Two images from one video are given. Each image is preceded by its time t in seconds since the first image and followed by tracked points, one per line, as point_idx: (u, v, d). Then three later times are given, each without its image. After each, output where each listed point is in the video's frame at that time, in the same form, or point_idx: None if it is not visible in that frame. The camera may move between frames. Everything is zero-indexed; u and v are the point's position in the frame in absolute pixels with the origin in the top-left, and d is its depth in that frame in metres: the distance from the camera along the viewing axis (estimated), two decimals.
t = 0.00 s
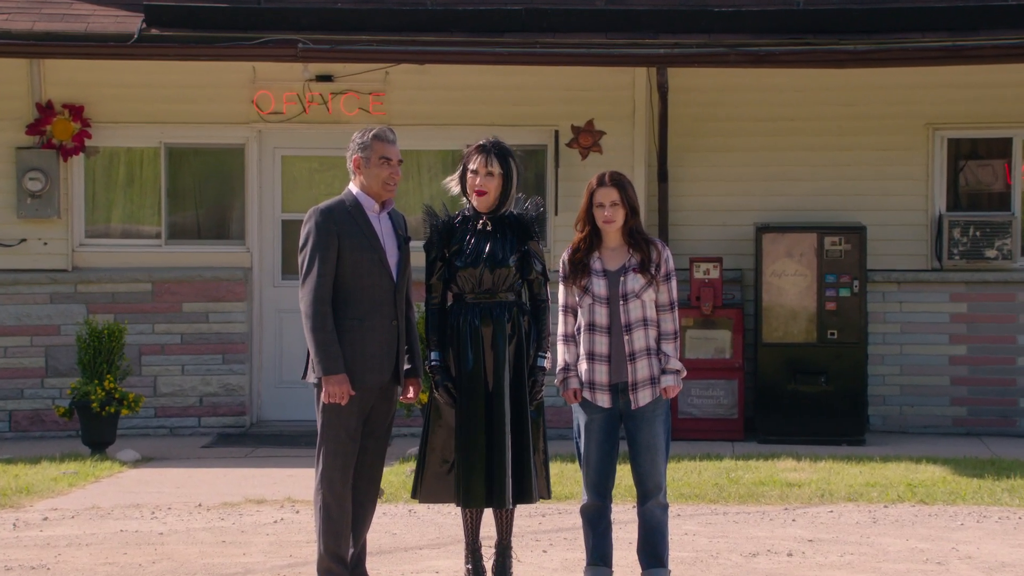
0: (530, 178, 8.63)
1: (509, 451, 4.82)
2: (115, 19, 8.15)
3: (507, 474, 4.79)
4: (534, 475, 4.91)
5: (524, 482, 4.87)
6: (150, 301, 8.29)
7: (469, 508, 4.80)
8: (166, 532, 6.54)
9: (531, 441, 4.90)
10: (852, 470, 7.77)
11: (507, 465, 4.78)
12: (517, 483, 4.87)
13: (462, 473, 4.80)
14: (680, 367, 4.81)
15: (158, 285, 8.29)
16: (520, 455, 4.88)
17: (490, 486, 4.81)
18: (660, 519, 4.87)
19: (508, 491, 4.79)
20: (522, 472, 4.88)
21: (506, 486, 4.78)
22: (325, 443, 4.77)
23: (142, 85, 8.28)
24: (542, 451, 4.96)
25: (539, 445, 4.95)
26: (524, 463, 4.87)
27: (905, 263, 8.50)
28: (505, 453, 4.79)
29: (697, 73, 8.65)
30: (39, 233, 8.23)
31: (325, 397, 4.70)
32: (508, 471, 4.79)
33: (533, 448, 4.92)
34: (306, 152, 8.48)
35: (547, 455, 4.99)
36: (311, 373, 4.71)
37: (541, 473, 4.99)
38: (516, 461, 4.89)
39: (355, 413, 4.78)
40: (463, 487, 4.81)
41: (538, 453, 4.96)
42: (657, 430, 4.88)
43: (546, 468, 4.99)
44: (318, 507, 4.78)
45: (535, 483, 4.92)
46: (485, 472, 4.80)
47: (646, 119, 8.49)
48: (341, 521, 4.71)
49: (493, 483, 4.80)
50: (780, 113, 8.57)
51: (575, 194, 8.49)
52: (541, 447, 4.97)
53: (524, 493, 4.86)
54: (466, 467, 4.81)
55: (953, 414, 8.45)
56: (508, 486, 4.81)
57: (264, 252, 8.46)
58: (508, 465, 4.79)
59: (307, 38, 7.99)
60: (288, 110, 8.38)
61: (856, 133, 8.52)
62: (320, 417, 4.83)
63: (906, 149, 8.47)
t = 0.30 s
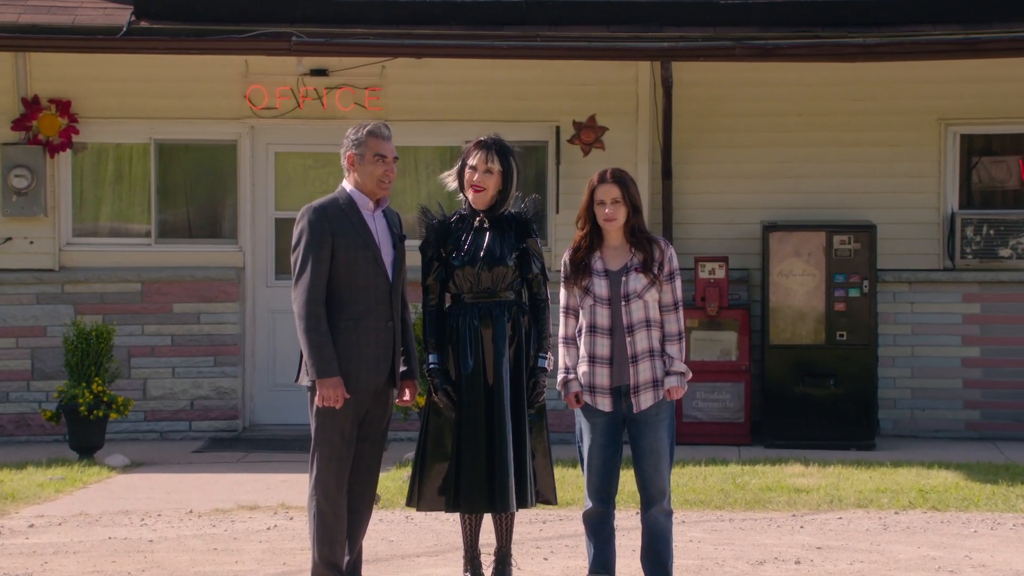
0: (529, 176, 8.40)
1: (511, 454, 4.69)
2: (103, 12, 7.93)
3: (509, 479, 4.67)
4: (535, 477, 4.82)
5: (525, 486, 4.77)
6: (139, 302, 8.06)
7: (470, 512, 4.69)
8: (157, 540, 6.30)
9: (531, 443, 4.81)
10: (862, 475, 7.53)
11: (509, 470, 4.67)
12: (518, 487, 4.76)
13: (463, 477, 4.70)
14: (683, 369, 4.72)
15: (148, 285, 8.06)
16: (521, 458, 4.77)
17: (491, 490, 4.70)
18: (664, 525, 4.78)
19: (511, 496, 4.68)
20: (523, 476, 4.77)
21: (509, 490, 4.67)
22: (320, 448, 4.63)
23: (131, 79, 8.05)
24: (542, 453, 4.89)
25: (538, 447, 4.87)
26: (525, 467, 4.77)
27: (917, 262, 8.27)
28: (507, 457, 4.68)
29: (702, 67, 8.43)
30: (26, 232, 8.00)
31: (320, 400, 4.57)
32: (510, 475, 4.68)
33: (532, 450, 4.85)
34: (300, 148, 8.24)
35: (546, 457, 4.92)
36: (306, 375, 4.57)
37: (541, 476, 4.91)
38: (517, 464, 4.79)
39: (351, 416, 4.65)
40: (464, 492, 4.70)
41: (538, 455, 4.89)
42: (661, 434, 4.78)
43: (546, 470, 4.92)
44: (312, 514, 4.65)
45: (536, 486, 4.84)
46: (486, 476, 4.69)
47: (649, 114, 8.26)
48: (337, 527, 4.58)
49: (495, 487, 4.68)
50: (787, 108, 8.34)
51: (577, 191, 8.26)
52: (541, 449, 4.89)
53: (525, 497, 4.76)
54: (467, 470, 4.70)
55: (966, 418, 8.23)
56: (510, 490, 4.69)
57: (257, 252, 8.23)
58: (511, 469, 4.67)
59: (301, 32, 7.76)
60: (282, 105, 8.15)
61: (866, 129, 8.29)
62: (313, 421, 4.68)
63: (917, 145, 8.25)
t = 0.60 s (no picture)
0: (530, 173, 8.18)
1: (511, 459, 4.51)
2: (91, 4, 7.72)
3: (511, 485, 4.49)
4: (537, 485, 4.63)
5: (527, 493, 4.58)
6: (129, 302, 7.85)
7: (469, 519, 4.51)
8: (147, 547, 6.08)
9: (533, 449, 4.62)
10: (872, 482, 7.30)
11: (512, 474, 4.49)
12: (522, 494, 4.58)
13: (462, 483, 4.51)
14: (689, 372, 4.54)
15: (137, 286, 7.84)
16: (523, 463, 4.58)
17: (491, 496, 4.53)
18: (670, 532, 4.60)
19: (513, 503, 4.49)
20: (525, 482, 4.58)
21: (510, 497, 4.48)
22: (316, 452, 4.49)
23: (119, 74, 7.84)
24: (543, 461, 4.70)
25: (539, 454, 4.67)
26: (527, 473, 4.59)
27: (929, 262, 8.05)
28: (508, 462, 4.50)
29: (709, 61, 8.21)
30: (12, 231, 7.80)
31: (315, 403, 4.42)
32: (510, 481, 4.50)
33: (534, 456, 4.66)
34: (294, 145, 8.03)
35: (548, 465, 4.73)
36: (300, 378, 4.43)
37: (544, 483, 4.74)
38: (519, 471, 4.59)
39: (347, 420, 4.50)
40: (463, 498, 4.52)
41: (540, 461, 4.70)
42: (667, 438, 4.59)
43: (547, 477, 4.74)
44: (307, 521, 4.50)
45: (538, 495, 4.64)
46: (485, 482, 4.52)
47: (653, 110, 8.03)
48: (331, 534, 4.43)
49: (496, 494, 4.50)
50: (795, 103, 8.13)
51: (579, 189, 8.04)
52: (542, 457, 4.70)
53: (528, 504, 4.58)
54: (466, 476, 4.51)
55: (980, 422, 8.01)
56: (512, 497, 4.51)
57: (250, 251, 8.01)
58: (513, 474, 4.49)
59: (295, 25, 7.54)
60: (276, 101, 7.93)
61: (876, 125, 8.07)
62: (308, 425, 4.53)
63: (929, 142, 8.02)
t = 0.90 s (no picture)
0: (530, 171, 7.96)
1: (507, 465, 4.31)
2: None
3: (505, 493, 4.28)
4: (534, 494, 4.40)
5: (523, 503, 4.36)
6: (118, 304, 7.63)
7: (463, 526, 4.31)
8: (136, 556, 5.83)
9: (530, 457, 4.41)
10: (883, 488, 7.06)
11: (506, 481, 4.29)
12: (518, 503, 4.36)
13: (456, 490, 4.31)
14: (694, 375, 4.33)
15: (127, 286, 7.63)
16: (520, 472, 4.38)
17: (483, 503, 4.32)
18: (673, 542, 4.38)
19: (507, 510, 4.28)
20: (522, 491, 4.37)
21: (504, 505, 4.27)
22: (310, 458, 4.31)
23: (108, 69, 7.62)
24: (540, 470, 4.48)
25: (538, 463, 4.46)
26: (525, 481, 4.37)
27: (941, 263, 7.85)
28: (503, 468, 4.29)
29: (715, 56, 7.99)
30: None
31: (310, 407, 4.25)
32: (505, 487, 4.29)
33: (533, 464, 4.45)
34: (288, 142, 7.81)
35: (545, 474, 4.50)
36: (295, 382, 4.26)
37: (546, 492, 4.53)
38: (515, 479, 4.38)
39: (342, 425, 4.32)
40: (454, 506, 4.32)
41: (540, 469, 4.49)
42: (669, 444, 4.41)
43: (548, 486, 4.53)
44: (302, 529, 4.31)
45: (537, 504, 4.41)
46: (479, 487, 4.32)
47: (657, 106, 7.81)
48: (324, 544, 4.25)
49: (489, 502, 4.29)
50: (802, 99, 7.92)
51: (580, 187, 7.82)
52: (541, 465, 4.48)
53: (527, 514, 4.37)
54: (459, 483, 4.32)
55: (993, 428, 7.80)
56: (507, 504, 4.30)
57: (242, 251, 7.79)
58: (508, 481, 4.28)
59: (288, 18, 7.32)
60: (269, 96, 7.72)
61: (886, 122, 7.87)
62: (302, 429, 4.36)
63: (941, 139, 7.82)
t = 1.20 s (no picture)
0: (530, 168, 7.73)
1: (499, 472, 4.09)
2: None
3: (495, 502, 4.07)
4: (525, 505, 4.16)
5: (513, 514, 4.11)
6: (105, 305, 7.40)
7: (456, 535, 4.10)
8: (123, 567, 5.58)
9: (525, 466, 4.17)
10: (895, 496, 6.81)
11: (495, 490, 4.07)
12: (507, 515, 4.12)
13: (449, 499, 4.09)
14: (699, 378, 4.13)
15: (114, 287, 7.40)
16: (509, 481, 4.12)
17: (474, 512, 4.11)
18: (678, 552, 4.19)
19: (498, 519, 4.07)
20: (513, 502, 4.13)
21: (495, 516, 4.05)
22: (303, 465, 4.10)
23: (94, 63, 7.40)
24: (537, 479, 4.23)
25: (537, 471, 4.23)
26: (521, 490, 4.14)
27: (954, 263, 7.63)
28: (495, 475, 4.08)
29: (721, 50, 7.76)
30: None
31: (302, 412, 4.04)
32: (497, 495, 4.07)
33: (532, 473, 4.22)
34: (281, 138, 7.58)
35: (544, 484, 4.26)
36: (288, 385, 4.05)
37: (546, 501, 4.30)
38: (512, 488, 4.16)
39: (336, 432, 4.11)
40: (447, 514, 4.10)
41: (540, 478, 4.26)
42: (675, 450, 4.20)
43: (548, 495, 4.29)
44: (296, 539, 4.10)
45: (525, 516, 4.17)
46: (473, 496, 4.11)
47: (662, 102, 7.58)
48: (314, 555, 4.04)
49: (478, 512, 4.08)
50: (811, 95, 7.69)
51: (582, 185, 7.59)
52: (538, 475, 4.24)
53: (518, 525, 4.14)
54: (454, 492, 4.10)
55: (1009, 433, 7.58)
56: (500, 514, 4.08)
57: (234, 252, 7.57)
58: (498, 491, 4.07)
59: (281, 11, 7.08)
60: (261, 91, 7.48)
61: (897, 118, 7.64)
62: (295, 435, 4.14)
63: (955, 136, 7.59)
